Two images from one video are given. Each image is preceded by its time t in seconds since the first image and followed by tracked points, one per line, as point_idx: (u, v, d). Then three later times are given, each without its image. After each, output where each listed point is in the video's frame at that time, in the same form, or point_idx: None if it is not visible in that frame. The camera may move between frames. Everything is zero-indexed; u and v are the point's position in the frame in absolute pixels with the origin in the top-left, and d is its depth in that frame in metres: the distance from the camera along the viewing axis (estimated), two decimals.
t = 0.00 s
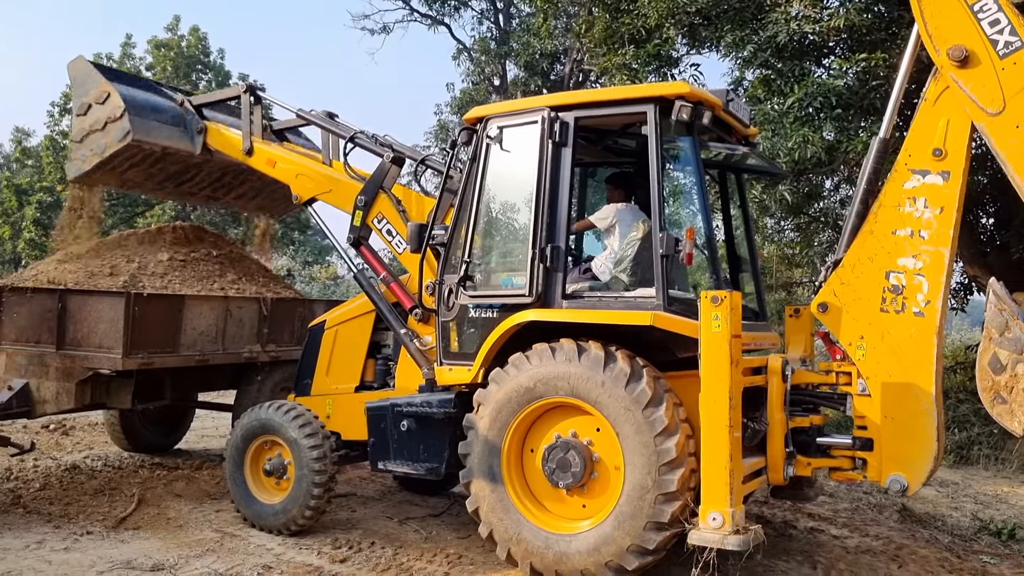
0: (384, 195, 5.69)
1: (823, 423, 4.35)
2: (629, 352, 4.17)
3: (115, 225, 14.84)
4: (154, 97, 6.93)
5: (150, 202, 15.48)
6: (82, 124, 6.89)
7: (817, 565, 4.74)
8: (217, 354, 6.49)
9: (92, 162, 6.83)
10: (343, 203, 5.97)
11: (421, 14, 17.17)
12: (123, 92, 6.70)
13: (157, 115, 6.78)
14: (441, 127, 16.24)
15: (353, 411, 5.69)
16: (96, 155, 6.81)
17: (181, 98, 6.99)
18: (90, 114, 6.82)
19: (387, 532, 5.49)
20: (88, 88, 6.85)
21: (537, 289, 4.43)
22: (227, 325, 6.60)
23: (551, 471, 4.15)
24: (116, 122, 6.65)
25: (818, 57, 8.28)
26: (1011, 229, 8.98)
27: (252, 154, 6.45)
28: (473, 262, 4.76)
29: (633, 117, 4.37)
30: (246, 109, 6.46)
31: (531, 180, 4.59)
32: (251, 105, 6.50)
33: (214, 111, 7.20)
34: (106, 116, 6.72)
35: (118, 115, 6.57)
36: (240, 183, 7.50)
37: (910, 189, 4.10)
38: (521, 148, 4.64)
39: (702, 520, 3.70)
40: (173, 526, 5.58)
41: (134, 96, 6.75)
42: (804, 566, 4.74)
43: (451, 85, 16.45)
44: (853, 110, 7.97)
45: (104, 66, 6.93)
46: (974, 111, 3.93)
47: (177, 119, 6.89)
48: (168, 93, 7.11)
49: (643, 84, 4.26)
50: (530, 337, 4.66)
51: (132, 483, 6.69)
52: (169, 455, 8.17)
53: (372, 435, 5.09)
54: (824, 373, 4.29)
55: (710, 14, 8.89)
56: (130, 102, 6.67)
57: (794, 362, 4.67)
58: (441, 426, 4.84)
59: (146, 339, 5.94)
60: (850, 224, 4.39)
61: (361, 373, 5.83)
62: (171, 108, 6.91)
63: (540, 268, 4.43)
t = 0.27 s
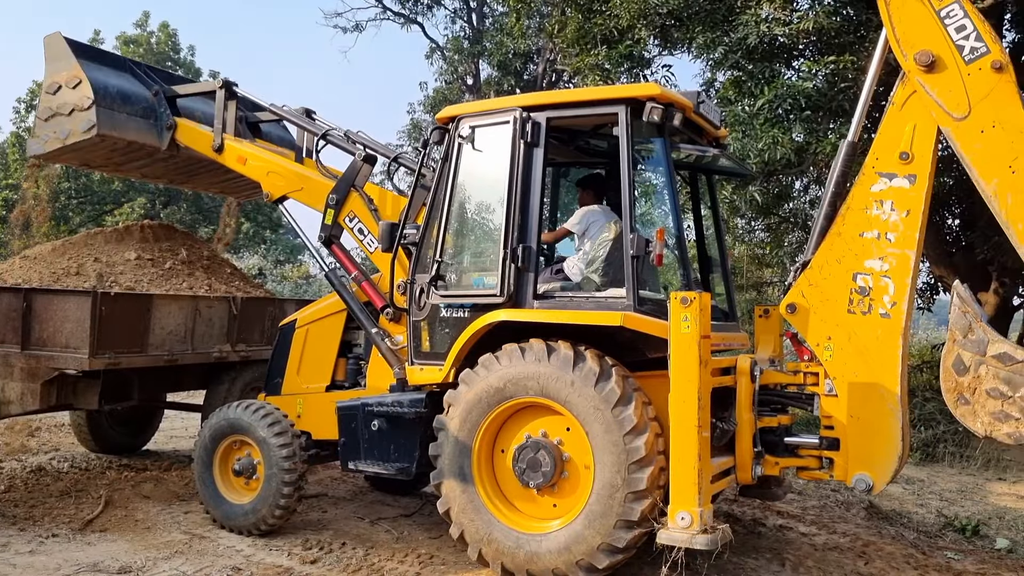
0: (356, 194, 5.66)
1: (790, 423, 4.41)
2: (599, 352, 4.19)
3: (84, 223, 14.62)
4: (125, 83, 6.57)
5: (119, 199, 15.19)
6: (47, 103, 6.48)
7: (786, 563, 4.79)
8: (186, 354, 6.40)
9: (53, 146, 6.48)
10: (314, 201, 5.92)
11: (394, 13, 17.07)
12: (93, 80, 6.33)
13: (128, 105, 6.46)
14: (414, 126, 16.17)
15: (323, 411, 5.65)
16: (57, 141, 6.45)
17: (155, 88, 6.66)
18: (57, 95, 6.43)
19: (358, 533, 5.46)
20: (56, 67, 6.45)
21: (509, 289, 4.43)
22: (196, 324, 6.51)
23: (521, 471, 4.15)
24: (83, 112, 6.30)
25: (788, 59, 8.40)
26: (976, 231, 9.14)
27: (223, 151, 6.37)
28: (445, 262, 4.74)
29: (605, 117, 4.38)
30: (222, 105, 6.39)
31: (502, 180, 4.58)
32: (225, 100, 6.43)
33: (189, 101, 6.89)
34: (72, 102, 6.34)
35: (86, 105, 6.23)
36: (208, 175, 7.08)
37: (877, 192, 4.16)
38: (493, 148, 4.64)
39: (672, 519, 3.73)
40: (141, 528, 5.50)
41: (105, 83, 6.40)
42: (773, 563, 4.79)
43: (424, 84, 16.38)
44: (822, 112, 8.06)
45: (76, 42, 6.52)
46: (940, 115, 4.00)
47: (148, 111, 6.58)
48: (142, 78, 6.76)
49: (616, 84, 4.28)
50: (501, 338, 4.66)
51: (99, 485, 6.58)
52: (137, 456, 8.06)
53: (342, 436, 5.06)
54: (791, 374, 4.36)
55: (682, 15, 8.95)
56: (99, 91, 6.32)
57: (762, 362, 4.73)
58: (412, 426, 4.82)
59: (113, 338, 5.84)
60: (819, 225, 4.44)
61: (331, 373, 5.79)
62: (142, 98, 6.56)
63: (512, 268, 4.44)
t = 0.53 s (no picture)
0: (325, 192, 5.63)
1: (756, 419, 4.47)
2: (568, 350, 4.21)
3: (49, 220, 14.39)
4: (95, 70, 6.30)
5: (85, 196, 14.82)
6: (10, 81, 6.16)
7: (754, 559, 4.85)
8: (153, 353, 6.31)
9: (11, 128, 6.22)
10: (282, 199, 5.87)
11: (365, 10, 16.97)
12: (61, 69, 6.05)
13: (94, 98, 6.21)
14: (386, 124, 16.09)
15: (291, 411, 5.60)
16: (17, 125, 6.18)
17: (125, 80, 6.41)
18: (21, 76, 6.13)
19: (328, 532, 5.43)
20: (24, 47, 6.14)
21: (478, 287, 4.43)
22: (163, 323, 6.42)
23: (490, 470, 4.16)
24: (46, 102, 6.03)
25: (758, 60, 8.41)
26: (940, 231, 9.31)
27: (189, 147, 6.25)
28: (413, 260, 4.73)
29: (574, 117, 4.40)
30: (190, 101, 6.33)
31: (471, 178, 4.58)
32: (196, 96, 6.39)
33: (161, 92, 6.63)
34: (36, 89, 6.07)
35: (49, 97, 5.97)
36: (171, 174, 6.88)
37: (841, 192, 4.22)
38: (462, 146, 4.63)
39: (639, 516, 3.75)
40: (106, 529, 5.42)
41: (74, 72, 6.13)
42: (740, 560, 4.84)
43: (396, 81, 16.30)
44: (790, 113, 8.11)
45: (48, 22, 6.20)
46: (902, 117, 4.06)
47: (115, 103, 6.33)
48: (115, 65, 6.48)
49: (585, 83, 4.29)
50: (471, 336, 4.66)
51: (63, 486, 6.47)
52: (102, 456, 7.93)
53: (310, 435, 5.03)
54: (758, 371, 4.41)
55: (653, 15, 9.00)
56: (66, 82, 6.06)
57: (729, 359, 4.78)
58: (382, 425, 4.80)
59: (78, 337, 5.74)
60: (785, 225, 4.50)
61: (300, 371, 5.75)
62: (111, 90, 6.31)
63: (480, 266, 4.44)
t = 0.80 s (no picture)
0: (308, 190, 5.59)
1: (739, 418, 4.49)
2: (552, 348, 4.21)
3: (30, 218, 14.25)
4: (82, 61, 6.10)
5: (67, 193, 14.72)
6: None
7: (737, 556, 4.87)
8: (135, 351, 6.26)
9: None
10: (265, 196, 5.83)
11: (350, 7, 16.90)
12: (47, 60, 5.87)
13: (77, 92, 6.04)
14: (371, 122, 16.04)
15: (274, 409, 5.58)
16: None
17: (112, 74, 6.21)
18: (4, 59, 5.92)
19: (311, 532, 5.40)
20: (12, 31, 5.92)
21: (462, 285, 4.43)
22: (145, 321, 6.37)
23: (474, 469, 4.15)
24: (27, 93, 5.86)
25: (741, 60, 8.47)
26: (921, 230, 9.39)
27: (171, 145, 6.15)
28: (398, 258, 4.71)
29: (557, 115, 4.40)
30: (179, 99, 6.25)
31: (456, 176, 4.57)
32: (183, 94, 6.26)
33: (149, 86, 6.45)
34: (18, 77, 5.88)
35: (31, 90, 5.81)
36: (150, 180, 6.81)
37: (824, 191, 4.25)
38: (446, 144, 4.62)
39: (623, 514, 3.76)
40: (87, 529, 5.37)
41: (59, 65, 5.93)
42: (724, 557, 4.87)
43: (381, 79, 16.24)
44: (773, 112, 8.16)
45: (39, 8, 5.97)
46: (884, 117, 4.09)
47: (99, 98, 6.16)
48: (105, 55, 6.28)
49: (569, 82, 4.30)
50: (455, 334, 4.65)
51: (43, 486, 6.41)
52: (84, 456, 7.86)
53: (293, 433, 5.01)
54: (741, 370, 4.43)
55: (638, 15, 9.01)
56: (51, 75, 5.89)
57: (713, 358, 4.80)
58: (365, 423, 4.79)
59: (58, 335, 5.69)
60: (768, 224, 4.52)
61: (283, 370, 5.72)
62: (96, 83, 6.13)
63: (465, 264, 4.43)
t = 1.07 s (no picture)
0: (298, 191, 5.59)
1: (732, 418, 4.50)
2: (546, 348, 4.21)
3: (20, 217, 14.17)
4: (71, 71, 6.05)
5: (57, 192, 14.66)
6: None
7: (729, 555, 4.88)
8: (127, 351, 6.23)
9: None
10: (255, 200, 5.82)
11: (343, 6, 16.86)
12: (34, 71, 5.81)
13: (64, 103, 5.97)
14: (363, 121, 16.01)
15: (266, 409, 5.56)
16: None
17: (101, 85, 6.16)
18: None
19: (304, 532, 5.39)
20: (3, 38, 5.86)
21: (456, 285, 4.42)
22: (137, 321, 6.34)
23: (467, 469, 4.15)
24: (13, 103, 5.81)
25: (733, 59, 8.47)
26: (913, 230, 9.42)
27: (158, 154, 6.11)
28: (391, 257, 4.71)
29: (550, 115, 4.40)
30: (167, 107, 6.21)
31: (450, 176, 4.57)
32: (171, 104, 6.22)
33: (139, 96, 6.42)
34: (5, 85, 5.83)
35: (17, 101, 5.75)
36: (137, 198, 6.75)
37: (817, 193, 4.26)
38: (440, 143, 4.62)
39: (615, 514, 3.77)
40: (78, 529, 5.35)
41: (47, 75, 5.87)
42: (716, 556, 4.88)
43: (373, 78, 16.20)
44: (766, 112, 8.18)
45: (31, 15, 5.89)
46: (877, 119, 4.11)
47: (86, 108, 6.11)
48: (93, 64, 6.22)
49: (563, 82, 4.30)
50: (448, 334, 4.65)
51: (34, 486, 6.38)
52: (75, 455, 7.82)
53: (286, 433, 5.00)
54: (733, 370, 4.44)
55: (631, 14, 9.02)
56: (38, 85, 5.82)
57: (705, 358, 4.81)
58: (358, 423, 4.78)
59: (49, 335, 5.67)
60: (761, 224, 4.53)
61: (275, 369, 5.71)
62: (84, 94, 6.08)
63: (458, 264, 4.43)
